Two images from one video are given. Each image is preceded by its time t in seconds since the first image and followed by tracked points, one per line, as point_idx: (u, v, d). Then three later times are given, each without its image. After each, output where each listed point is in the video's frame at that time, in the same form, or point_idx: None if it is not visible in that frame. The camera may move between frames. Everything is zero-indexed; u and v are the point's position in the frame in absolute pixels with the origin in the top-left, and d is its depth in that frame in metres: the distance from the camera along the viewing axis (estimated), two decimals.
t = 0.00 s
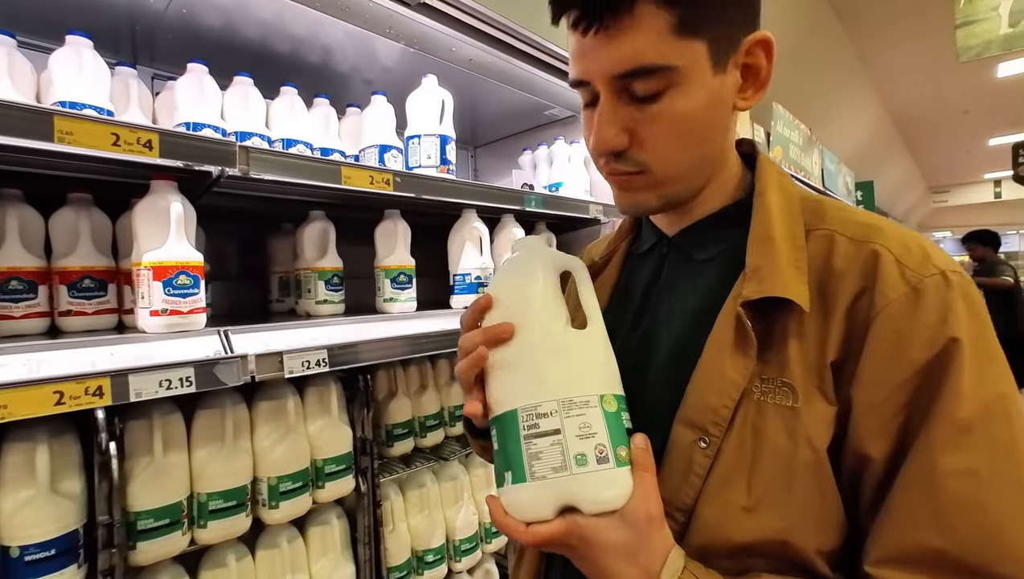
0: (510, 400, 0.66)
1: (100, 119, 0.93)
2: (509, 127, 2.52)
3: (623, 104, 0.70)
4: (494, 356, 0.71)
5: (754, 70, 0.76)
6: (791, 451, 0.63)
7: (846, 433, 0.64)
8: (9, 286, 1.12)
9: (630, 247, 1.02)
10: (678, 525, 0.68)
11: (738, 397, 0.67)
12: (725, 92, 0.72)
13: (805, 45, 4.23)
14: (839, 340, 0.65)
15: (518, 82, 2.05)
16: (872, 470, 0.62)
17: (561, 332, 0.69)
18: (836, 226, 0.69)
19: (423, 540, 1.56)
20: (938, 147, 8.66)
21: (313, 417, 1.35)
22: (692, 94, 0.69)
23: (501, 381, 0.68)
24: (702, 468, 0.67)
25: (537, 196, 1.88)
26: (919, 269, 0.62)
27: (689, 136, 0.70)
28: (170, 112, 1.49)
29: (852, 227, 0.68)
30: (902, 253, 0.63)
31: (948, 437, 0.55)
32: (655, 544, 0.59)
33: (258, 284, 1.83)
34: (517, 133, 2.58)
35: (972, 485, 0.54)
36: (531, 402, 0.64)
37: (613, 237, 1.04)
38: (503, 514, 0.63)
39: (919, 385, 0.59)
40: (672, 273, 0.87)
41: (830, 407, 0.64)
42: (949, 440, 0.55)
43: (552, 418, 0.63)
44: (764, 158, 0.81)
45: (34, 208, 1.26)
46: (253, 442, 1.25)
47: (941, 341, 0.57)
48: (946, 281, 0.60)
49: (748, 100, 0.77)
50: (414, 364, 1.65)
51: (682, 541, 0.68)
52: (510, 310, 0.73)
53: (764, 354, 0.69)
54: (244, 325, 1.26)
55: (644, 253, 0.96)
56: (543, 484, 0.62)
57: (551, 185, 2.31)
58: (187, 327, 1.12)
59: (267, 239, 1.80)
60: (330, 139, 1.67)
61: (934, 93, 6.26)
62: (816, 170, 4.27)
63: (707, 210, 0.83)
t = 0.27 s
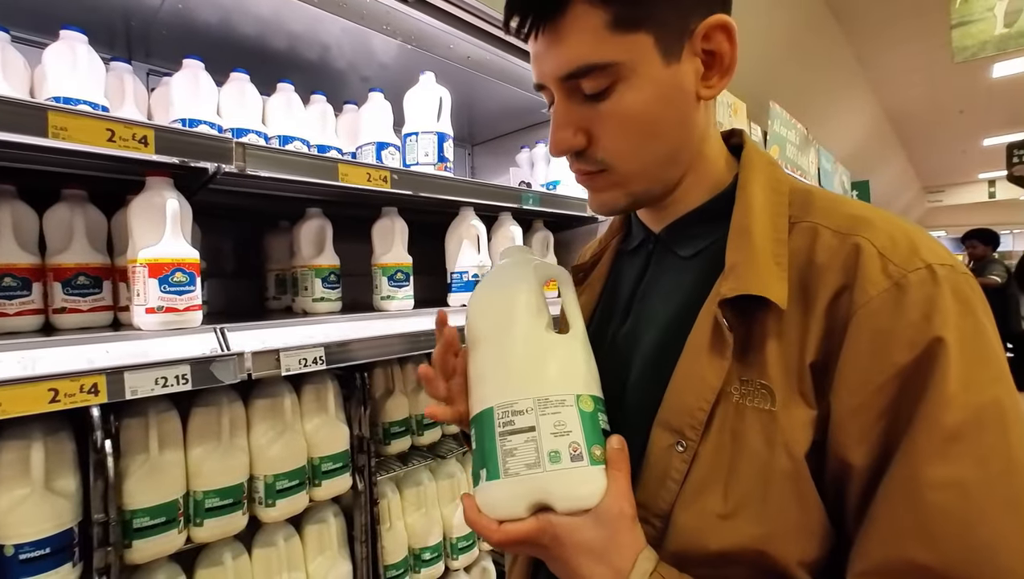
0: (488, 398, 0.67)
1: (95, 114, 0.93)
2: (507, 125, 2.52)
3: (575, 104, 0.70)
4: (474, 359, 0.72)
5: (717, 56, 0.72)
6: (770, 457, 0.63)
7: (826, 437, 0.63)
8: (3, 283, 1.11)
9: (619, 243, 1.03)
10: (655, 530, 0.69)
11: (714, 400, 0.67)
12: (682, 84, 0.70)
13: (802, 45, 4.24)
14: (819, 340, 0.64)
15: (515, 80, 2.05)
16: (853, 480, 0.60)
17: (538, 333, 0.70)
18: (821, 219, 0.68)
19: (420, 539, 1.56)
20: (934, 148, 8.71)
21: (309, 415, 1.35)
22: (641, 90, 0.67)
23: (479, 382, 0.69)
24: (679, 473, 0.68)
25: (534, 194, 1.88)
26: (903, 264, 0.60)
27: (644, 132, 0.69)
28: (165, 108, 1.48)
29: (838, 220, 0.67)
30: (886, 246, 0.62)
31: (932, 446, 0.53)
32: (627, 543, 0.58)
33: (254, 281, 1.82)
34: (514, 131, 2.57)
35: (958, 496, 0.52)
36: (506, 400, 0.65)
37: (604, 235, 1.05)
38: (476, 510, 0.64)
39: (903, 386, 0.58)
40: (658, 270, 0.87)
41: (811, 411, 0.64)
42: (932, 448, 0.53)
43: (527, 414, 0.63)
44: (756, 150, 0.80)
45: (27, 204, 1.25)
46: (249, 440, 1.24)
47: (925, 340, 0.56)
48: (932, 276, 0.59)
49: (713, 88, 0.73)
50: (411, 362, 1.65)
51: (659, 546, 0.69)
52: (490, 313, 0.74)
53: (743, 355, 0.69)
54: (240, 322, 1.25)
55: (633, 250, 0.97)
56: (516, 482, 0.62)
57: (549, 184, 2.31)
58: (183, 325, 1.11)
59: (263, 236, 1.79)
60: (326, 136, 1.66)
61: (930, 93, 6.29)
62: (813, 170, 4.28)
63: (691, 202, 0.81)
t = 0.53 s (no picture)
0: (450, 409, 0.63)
1: (101, 111, 0.93)
2: (507, 123, 2.53)
3: (554, 97, 0.72)
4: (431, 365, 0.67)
5: (697, 40, 0.72)
6: (753, 461, 0.64)
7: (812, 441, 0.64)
8: (7, 279, 1.11)
9: (614, 240, 1.05)
10: (641, 533, 0.71)
11: (698, 401, 0.69)
12: (660, 69, 0.70)
13: (801, 44, 4.26)
14: (805, 340, 0.65)
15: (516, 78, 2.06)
16: (841, 484, 0.61)
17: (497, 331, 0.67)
18: (809, 214, 0.69)
19: (421, 534, 1.57)
20: (931, 147, 8.74)
21: (312, 412, 1.36)
22: (614, 79, 0.68)
23: (439, 391, 0.65)
24: (665, 475, 0.69)
25: (536, 192, 1.89)
26: (891, 260, 0.61)
27: (621, 123, 0.69)
28: (168, 105, 1.48)
29: (826, 213, 0.68)
30: (874, 240, 0.63)
31: (922, 451, 0.54)
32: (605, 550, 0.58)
33: (256, 278, 1.83)
34: (515, 129, 2.58)
35: (950, 502, 0.53)
36: (471, 411, 0.62)
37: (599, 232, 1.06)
38: (450, 533, 0.63)
39: (890, 387, 0.58)
40: (648, 268, 0.88)
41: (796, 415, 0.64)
42: (920, 452, 0.54)
43: (494, 424, 0.61)
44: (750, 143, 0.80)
45: (31, 201, 1.25)
46: (253, 436, 1.25)
47: (912, 340, 0.56)
48: (921, 272, 0.59)
49: (697, 72, 0.73)
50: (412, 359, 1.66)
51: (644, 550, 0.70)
52: (442, 312, 0.69)
53: (727, 357, 0.70)
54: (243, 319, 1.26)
55: (626, 246, 0.98)
56: (487, 500, 0.60)
57: (549, 182, 2.32)
58: (188, 322, 1.12)
59: (265, 234, 1.79)
60: (328, 133, 1.66)
61: (927, 93, 6.32)
62: (811, 169, 4.30)
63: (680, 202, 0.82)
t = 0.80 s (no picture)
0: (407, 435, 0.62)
1: (99, 108, 0.93)
2: (506, 121, 2.53)
3: (581, 75, 0.69)
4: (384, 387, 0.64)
5: (721, 42, 0.75)
6: (730, 463, 0.65)
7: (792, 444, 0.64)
8: (5, 277, 1.11)
9: (603, 238, 1.05)
10: (621, 536, 0.72)
11: (678, 403, 0.69)
12: (687, 62, 0.70)
13: (801, 43, 4.26)
14: (784, 341, 0.65)
15: (515, 76, 2.06)
16: (820, 488, 0.62)
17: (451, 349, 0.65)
18: (790, 212, 0.69)
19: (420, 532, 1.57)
20: (929, 146, 8.76)
21: (311, 410, 1.35)
22: (647, 65, 0.67)
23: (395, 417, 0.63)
24: (645, 477, 0.70)
25: (535, 190, 1.88)
26: (869, 259, 0.61)
27: (645, 112, 0.69)
28: (166, 103, 1.47)
29: (807, 211, 0.68)
30: (853, 238, 0.63)
31: (897, 455, 0.54)
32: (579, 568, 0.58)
33: (254, 277, 1.82)
34: (514, 127, 2.58)
35: (929, 509, 0.53)
36: (431, 434, 0.60)
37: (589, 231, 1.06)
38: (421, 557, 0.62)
39: (868, 389, 0.58)
40: (635, 267, 0.88)
41: (774, 419, 0.65)
42: (896, 455, 0.54)
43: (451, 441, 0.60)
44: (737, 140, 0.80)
45: (29, 198, 1.25)
46: (252, 435, 1.25)
47: (889, 342, 0.56)
48: (900, 271, 0.58)
49: (717, 74, 0.76)
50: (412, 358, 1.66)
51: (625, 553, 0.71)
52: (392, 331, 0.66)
53: (708, 359, 0.70)
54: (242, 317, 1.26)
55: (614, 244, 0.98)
56: (453, 525, 0.59)
57: (549, 180, 2.32)
58: (186, 320, 1.12)
59: (263, 232, 1.79)
60: (327, 131, 1.66)
61: (926, 92, 6.33)
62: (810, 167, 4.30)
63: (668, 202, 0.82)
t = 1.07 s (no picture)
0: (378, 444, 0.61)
1: (97, 106, 0.92)
2: (505, 119, 2.53)
3: (645, 51, 0.68)
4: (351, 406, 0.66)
5: (759, 46, 0.78)
6: (734, 472, 0.65)
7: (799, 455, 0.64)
8: (3, 275, 1.11)
9: (597, 235, 1.04)
10: (616, 541, 0.71)
11: (684, 410, 0.69)
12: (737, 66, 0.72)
13: (799, 41, 4.26)
14: (798, 350, 0.64)
15: (514, 75, 2.05)
16: (824, 497, 0.62)
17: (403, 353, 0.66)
18: (806, 220, 0.68)
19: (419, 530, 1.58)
20: (927, 145, 8.77)
21: (311, 408, 1.36)
22: (712, 55, 0.68)
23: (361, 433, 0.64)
24: (645, 484, 0.70)
25: (534, 188, 1.88)
26: (891, 273, 0.60)
27: (698, 102, 0.69)
28: (164, 101, 1.47)
29: (825, 221, 0.67)
30: (874, 251, 0.62)
31: (909, 471, 0.54)
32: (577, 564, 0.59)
33: (253, 275, 1.82)
34: (513, 126, 2.58)
35: (935, 526, 0.53)
36: (430, 424, 0.58)
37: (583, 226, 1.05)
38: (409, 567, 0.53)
39: (884, 404, 0.58)
40: (634, 266, 0.88)
41: (784, 428, 0.65)
42: (909, 472, 0.54)
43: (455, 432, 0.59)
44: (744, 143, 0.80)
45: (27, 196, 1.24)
46: (251, 433, 1.25)
47: (910, 358, 0.56)
48: (921, 287, 0.58)
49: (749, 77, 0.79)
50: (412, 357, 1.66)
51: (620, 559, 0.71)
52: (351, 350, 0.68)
53: (717, 361, 0.70)
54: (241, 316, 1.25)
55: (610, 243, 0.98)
56: (457, 517, 0.55)
57: (548, 178, 2.32)
58: (186, 318, 1.12)
59: (262, 230, 1.79)
60: (326, 129, 1.65)
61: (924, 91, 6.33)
62: (808, 166, 4.30)
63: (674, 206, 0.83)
